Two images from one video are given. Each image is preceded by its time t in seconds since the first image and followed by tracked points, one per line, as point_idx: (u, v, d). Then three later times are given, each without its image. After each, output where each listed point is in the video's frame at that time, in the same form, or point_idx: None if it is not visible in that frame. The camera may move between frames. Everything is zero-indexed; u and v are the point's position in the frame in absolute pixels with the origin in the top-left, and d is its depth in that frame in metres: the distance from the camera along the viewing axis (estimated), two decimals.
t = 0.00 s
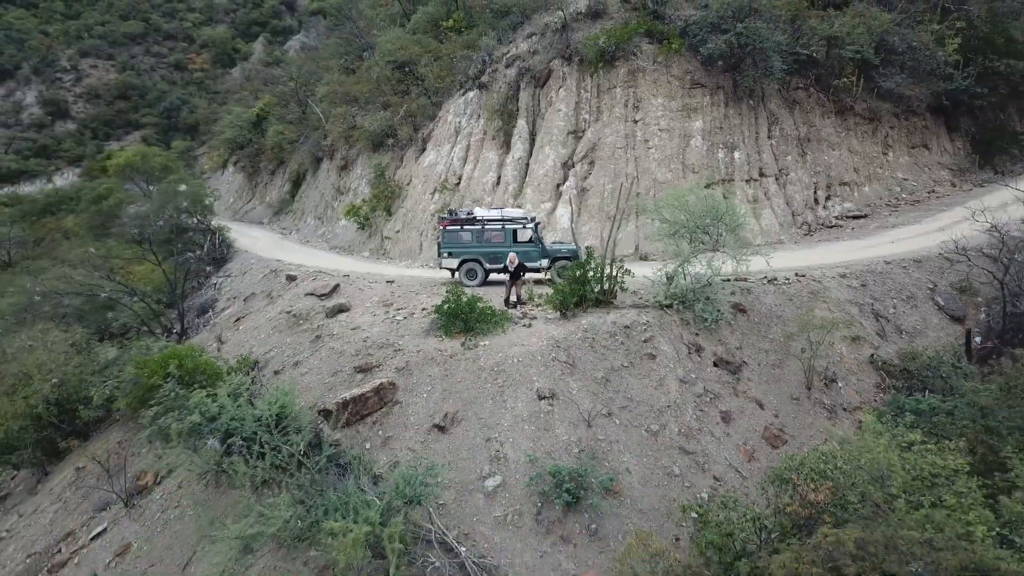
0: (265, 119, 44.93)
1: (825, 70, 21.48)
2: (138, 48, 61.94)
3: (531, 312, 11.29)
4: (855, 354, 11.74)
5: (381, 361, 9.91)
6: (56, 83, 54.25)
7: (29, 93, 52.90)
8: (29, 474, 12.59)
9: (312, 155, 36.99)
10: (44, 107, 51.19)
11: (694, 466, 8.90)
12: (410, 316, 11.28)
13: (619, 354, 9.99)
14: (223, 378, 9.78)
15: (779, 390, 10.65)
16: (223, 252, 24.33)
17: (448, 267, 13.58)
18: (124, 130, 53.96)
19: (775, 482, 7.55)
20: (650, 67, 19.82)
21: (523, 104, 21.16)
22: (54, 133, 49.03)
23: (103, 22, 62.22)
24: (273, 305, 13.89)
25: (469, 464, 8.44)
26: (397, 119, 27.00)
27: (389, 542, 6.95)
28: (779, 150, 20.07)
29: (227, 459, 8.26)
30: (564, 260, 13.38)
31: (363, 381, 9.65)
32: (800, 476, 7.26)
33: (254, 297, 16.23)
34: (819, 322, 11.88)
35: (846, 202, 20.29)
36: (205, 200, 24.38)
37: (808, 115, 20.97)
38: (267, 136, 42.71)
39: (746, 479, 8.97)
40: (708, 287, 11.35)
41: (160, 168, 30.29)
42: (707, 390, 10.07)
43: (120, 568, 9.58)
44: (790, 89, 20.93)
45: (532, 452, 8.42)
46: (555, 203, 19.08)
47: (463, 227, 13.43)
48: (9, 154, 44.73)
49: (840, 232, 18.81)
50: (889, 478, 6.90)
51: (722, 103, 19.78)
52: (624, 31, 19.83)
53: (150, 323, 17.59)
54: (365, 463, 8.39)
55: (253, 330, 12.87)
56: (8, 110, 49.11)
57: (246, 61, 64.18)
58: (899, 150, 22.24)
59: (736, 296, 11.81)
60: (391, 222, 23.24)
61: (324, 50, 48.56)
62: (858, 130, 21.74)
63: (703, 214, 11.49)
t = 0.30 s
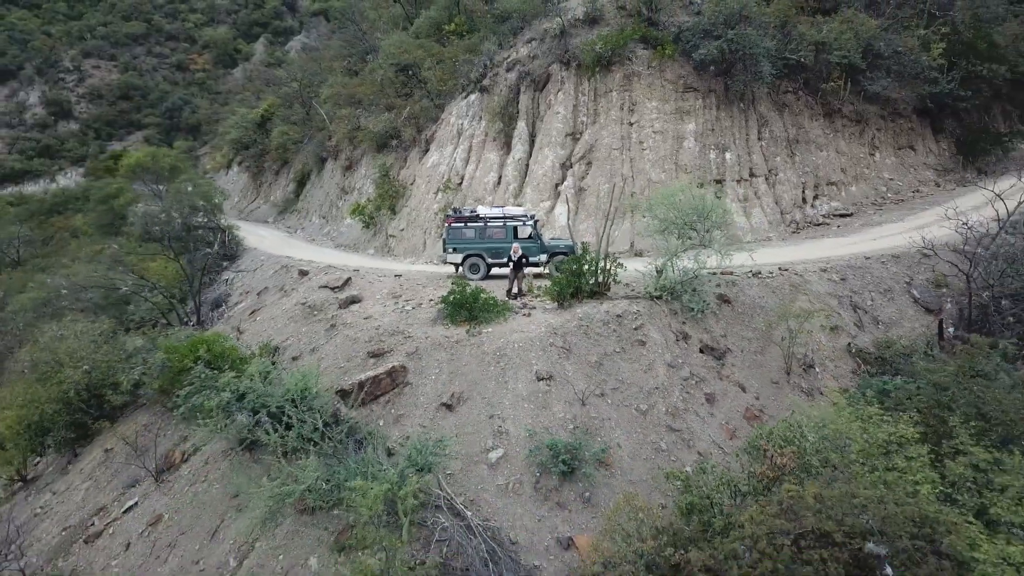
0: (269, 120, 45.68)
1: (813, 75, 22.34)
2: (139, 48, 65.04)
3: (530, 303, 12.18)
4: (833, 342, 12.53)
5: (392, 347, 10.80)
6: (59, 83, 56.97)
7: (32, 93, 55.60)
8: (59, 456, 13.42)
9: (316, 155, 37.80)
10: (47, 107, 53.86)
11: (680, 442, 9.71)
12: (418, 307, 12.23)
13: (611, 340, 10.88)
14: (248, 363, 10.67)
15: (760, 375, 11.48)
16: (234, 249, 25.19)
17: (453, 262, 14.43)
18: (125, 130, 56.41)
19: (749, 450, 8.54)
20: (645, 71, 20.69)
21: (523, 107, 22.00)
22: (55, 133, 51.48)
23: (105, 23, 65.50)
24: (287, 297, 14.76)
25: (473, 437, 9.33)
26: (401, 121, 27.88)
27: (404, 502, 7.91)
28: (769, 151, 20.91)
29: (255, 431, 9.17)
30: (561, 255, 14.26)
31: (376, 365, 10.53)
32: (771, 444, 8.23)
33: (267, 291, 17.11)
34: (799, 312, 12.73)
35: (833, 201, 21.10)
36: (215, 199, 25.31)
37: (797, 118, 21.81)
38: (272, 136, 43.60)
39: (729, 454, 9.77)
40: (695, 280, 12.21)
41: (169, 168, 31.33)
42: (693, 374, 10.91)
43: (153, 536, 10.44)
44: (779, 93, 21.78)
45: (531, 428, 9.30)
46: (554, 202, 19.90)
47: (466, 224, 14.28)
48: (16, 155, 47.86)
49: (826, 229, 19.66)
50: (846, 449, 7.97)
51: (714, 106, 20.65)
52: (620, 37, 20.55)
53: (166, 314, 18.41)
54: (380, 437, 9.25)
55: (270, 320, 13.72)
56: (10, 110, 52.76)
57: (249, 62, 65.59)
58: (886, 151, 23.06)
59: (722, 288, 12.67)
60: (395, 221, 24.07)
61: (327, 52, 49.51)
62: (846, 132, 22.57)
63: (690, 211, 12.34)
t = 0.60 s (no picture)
0: (274, 122, 46.61)
1: (802, 80, 23.25)
2: (141, 49, 66.73)
3: (529, 295, 13.15)
4: (812, 333, 13.42)
5: (402, 336, 11.77)
6: (61, 84, 59.76)
7: (35, 94, 58.47)
8: (86, 440, 14.37)
9: (320, 156, 38.68)
10: (51, 108, 56.85)
11: (666, 422, 10.64)
12: (425, 299, 13.21)
13: (603, 329, 11.83)
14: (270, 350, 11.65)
15: (742, 363, 12.42)
16: (243, 247, 26.15)
17: (457, 258, 15.38)
18: (128, 130, 59.13)
19: (725, 424, 9.61)
20: (640, 77, 21.64)
21: (522, 111, 22.90)
22: (57, 133, 54.99)
23: (108, 23, 67.72)
24: (302, 292, 15.71)
25: (477, 416, 10.29)
26: (405, 123, 28.82)
27: (416, 470, 8.91)
28: (758, 153, 21.84)
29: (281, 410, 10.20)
30: (559, 251, 15.19)
31: (388, 352, 11.49)
32: (744, 418, 9.35)
33: (280, 286, 18.06)
34: (780, 304, 13.65)
35: (820, 201, 22.01)
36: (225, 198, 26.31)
37: (786, 121, 22.73)
38: (276, 137, 44.55)
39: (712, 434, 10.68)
40: (682, 274, 13.15)
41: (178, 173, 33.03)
42: (679, 361, 11.83)
43: (183, 509, 11.40)
44: (769, 98, 22.69)
45: (530, 408, 10.25)
46: (551, 202, 20.80)
47: (470, 223, 15.20)
48: (19, 155, 51.15)
49: (813, 228, 20.57)
50: (810, 422, 9.07)
51: (705, 110, 21.60)
52: (616, 44, 21.45)
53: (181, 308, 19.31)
54: (393, 416, 10.21)
55: (286, 313, 14.65)
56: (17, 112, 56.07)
57: (250, 63, 66.76)
58: (872, 153, 23.98)
59: (707, 283, 13.62)
60: (400, 220, 24.98)
61: (330, 54, 50.45)
62: (833, 135, 23.48)
63: (678, 211, 13.26)
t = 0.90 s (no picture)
0: (278, 123, 47.61)
1: (790, 86, 24.22)
2: (144, 49, 68.05)
3: (529, 290, 14.19)
4: (792, 326, 14.39)
5: (412, 327, 12.82)
6: (64, 83, 60.67)
7: (38, 94, 59.29)
8: (115, 426, 15.39)
9: (325, 157, 39.66)
10: (53, 108, 57.66)
11: (653, 405, 11.66)
12: (432, 294, 14.27)
13: (596, 320, 12.84)
14: (291, 341, 12.70)
15: (725, 352, 13.44)
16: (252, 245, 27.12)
17: (461, 256, 16.44)
18: (131, 130, 60.42)
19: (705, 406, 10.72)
20: (634, 83, 22.66)
21: (522, 115, 23.91)
22: (60, 134, 56.11)
23: (110, 23, 68.93)
24: (315, 287, 16.73)
25: (481, 399, 11.32)
26: (409, 126, 29.84)
27: (427, 446, 9.91)
28: (747, 156, 22.85)
29: (305, 393, 11.36)
30: (556, 249, 16.17)
31: (399, 341, 12.54)
32: (720, 399, 10.53)
33: (293, 283, 19.08)
34: (762, 299, 14.66)
35: (807, 202, 23.01)
36: (235, 198, 27.29)
37: (774, 126, 23.74)
38: (281, 139, 45.54)
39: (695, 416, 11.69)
40: (670, 270, 14.17)
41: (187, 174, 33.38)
42: (666, 350, 12.86)
43: (210, 486, 12.40)
44: (758, 103, 23.70)
45: (529, 391, 11.30)
46: (550, 203, 21.79)
47: (473, 222, 16.24)
48: (24, 155, 52.49)
49: (800, 228, 21.57)
50: (781, 402, 10.19)
51: (697, 116, 22.63)
52: (612, 52, 22.51)
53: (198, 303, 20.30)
54: (404, 399, 11.25)
55: (301, 306, 15.67)
56: (20, 111, 56.62)
57: (252, 65, 67.84)
58: (858, 156, 25.00)
59: (694, 278, 14.64)
60: (404, 220, 25.98)
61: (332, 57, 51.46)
62: (820, 139, 24.48)
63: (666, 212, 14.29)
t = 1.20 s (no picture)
0: (282, 125, 48.65)
1: (779, 92, 25.24)
2: (146, 50, 69.20)
3: (527, 286, 15.29)
4: (773, 320, 15.45)
5: (420, 320, 13.95)
6: (68, 85, 62.29)
7: (41, 95, 61.73)
8: (140, 413, 16.48)
9: (329, 159, 40.68)
10: (57, 108, 60.07)
11: (642, 390, 12.74)
12: (438, 290, 15.39)
13: (590, 313, 13.93)
14: (309, 333, 13.80)
15: (709, 343, 14.51)
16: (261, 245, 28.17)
17: (464, 254, 17.51)
18: (133, 130, 61.64)
19: (688, 390, 11.80)
20: (629, 90, 23.77)
21: (522, 120, 24.97)
22: (64, 134, 58.46)
23: (112, 24, 70.05)
24: (327, 284, 17.83)
25: (484, 385, 12.42)
26: (412, 130, 30.90)
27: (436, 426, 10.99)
28: (737, 160, 23.92)
29: (325, 378, 12.43)
30: (553, 248, 17.28)
31: (408, 332, 13.66)
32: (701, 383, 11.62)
33: (305, 279, 20.18)
34: (745, 294, 15.74)
35: (794, 203, 24.06)
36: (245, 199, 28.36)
37: (763, 130, 24.82)
38: (286, 140, 46.59)
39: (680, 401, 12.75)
40: (658, 268, 15.26)
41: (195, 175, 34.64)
42: (654, 341, 13.93)
43: (234, 465, 13.49)
44: (747, 109, 24.77)
45: (528, 377, 12.40)
46: (548, 205, 22.83)
47: (475, 223, 17.32)
48: (29, 155, 54.29)
49: (786, 228, 22.63)
50: (755, 386, 11.44)
51: (689, 121, 23.74)
52: (607, 61, 23.59)
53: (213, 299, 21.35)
54: (414, 384, 12.33)
55: (315, 301, 16.77)
56: (24, 112, 59.43)
57: (254, 65, 68.83)
58: (844, 159, 26.04)
59: (681, 275, 15.75)
60: (408, 220, 27.02)
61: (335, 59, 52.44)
62: (807, 143, 25.55)
63: (656, 213, 15.38)
